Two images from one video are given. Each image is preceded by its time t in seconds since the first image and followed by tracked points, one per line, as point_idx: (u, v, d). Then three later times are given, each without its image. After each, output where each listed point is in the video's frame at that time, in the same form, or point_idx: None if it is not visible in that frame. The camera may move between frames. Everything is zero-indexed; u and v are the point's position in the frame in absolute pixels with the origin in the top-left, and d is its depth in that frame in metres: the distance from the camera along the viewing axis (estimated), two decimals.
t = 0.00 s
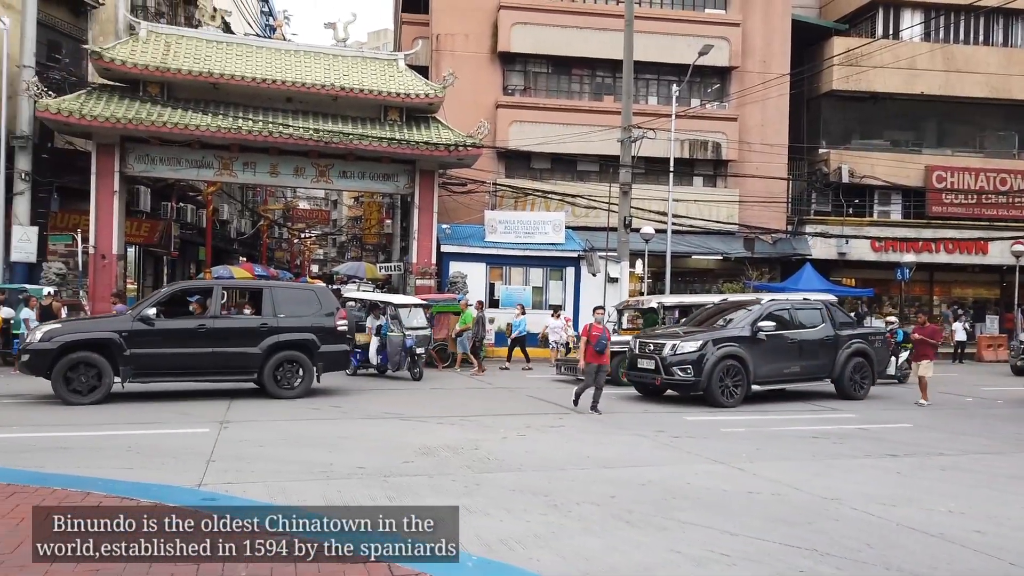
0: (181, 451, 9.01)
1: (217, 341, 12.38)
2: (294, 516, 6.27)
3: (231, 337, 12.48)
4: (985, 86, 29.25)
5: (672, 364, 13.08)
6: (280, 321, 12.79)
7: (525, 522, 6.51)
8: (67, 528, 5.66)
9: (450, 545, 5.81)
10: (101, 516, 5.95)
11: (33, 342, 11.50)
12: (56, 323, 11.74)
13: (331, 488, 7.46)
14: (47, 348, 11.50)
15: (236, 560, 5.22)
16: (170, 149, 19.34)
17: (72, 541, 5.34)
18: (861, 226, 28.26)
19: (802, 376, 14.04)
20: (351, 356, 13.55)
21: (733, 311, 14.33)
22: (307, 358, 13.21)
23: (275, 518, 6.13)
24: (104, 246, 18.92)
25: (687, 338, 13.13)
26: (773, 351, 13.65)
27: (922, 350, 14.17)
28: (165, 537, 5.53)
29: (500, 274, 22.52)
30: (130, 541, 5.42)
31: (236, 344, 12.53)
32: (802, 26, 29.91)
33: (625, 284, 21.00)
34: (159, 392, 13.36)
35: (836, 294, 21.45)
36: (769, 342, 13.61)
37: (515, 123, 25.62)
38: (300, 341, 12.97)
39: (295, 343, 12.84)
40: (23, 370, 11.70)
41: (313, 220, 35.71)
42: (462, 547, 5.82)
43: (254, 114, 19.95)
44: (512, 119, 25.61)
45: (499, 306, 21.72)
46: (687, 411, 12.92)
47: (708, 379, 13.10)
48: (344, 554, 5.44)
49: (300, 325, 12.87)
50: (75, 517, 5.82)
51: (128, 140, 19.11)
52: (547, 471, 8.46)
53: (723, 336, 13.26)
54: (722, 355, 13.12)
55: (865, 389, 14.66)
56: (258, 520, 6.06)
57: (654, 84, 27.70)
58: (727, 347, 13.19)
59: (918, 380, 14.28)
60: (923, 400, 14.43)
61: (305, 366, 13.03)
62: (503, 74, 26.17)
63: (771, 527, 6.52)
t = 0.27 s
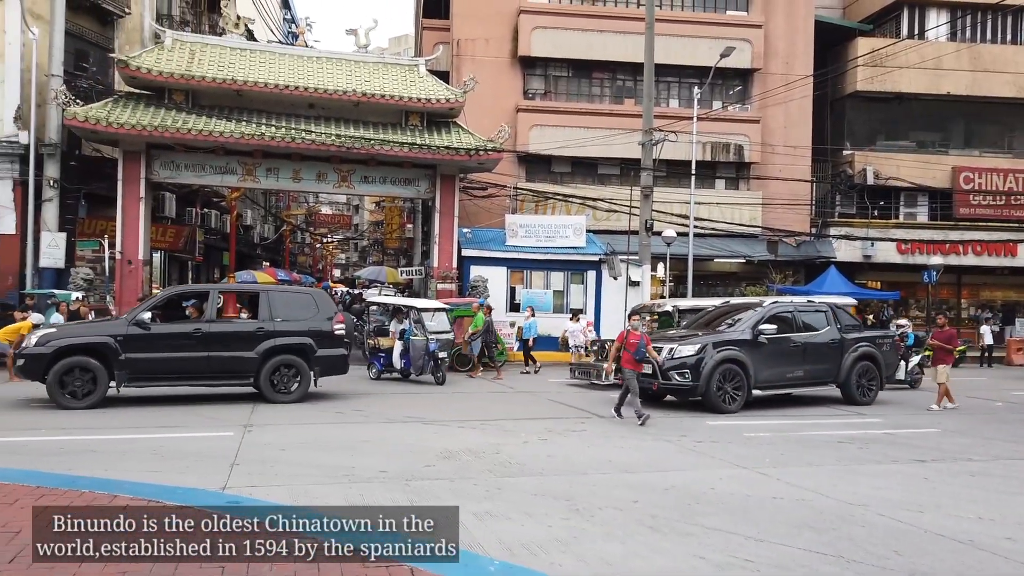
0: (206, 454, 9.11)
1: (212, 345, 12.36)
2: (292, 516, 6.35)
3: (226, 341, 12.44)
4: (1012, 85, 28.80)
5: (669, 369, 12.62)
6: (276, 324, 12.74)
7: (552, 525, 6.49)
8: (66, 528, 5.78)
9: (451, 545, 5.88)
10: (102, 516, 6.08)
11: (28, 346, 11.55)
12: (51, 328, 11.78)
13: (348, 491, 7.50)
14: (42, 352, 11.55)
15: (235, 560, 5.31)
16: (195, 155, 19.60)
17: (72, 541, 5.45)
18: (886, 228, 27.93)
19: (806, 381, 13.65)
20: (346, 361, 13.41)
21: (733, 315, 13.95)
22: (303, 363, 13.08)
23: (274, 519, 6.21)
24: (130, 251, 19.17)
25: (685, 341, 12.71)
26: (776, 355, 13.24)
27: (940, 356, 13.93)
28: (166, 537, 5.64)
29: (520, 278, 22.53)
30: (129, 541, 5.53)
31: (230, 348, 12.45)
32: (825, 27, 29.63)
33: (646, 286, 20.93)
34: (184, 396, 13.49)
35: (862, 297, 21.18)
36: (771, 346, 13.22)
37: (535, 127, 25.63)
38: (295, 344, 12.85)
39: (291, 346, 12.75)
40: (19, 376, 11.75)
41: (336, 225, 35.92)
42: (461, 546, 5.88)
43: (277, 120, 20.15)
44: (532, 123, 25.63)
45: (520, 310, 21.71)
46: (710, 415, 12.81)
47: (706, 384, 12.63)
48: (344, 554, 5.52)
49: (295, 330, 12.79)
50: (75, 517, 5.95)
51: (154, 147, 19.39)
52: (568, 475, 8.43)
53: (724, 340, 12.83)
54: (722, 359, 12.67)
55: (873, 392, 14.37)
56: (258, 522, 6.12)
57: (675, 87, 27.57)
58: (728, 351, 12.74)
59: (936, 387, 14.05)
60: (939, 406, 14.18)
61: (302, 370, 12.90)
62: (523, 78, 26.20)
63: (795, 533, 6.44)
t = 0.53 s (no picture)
0: (230, 458, 9.18)
1: (208, 350, 12.25)
2: (290, 516, 6.47)
3: (222, 346, 12.33)
4: None
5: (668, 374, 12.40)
6: (273, 329, 12.64)
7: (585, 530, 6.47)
8: (65, 528, 5.87)
9: (451, 545, 5.96)
10: (101, 516, 6.15)
11: (23, 351, 11.49)
12: (46, 333, 11.71)
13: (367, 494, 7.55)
14: (37, 357, 11.48)
15: (235, 560, 5.36)
16: (221, 162, 19.81)
17: (72, 541, 5.52)
18: (914, 231, 27.57)
19: (811, 387, 13.37)
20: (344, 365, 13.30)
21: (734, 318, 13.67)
22: (300, 367, 12.98)
23: (275, 519, 6.29)
24: (157, 257, 19.42)
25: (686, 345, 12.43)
26: (778, 360, 12.97)
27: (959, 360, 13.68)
28: (165, 538, 5.68)
29: (543, 282, 22.53)
30: (129, 541, 5.58)
31: (225, 353, 12.34)
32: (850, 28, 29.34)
33: (669, 290, 20.84)
34: (209, 401, 13.61)
35: (889, 300, 20.93)
36: (773, 349, 12.95)
37: (557, 131, 25.62)
38: (292, 349, 12.76)
39: (288, 351, 12.66)
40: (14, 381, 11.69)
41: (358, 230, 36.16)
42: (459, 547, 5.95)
43: (301, 126, 20.32)
44: (554, 128, 25.63)
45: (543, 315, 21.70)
46: (735, 420, 12.70)
47: (706, 389, 12.37)
48: (343, 554, 5.56)
49: (291, 334, 12.67)
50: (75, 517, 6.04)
51: (180, 154, 19.61)
52: (591, 480, 8.40)
53: (723, 344, 12.58)
54: (721, 364, 12.43)
55: (880, 398, 14.04)
56: (258, 522, 6.17)
57: (698, 90, 27.42)
58: (728, 355, 12.50)
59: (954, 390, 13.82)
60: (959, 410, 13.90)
61: (300, 375, 12.81)
62: (545, 82, 26.20)
63: (823, 539, 6.36)
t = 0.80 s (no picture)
0: (259, 462, 9.26)
1: (206, 355, 12.13)
2: (288, 516, 6.57)
3: (220, 351, 12.19)
4: None
5: (671, 379, 12.04)
6: (272, 334, 12.44)
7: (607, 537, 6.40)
8: (64, 528, 5.95)
9: (450, 545, 6.02)
10: (101, 516, 6.23)
11: (22, 356, 11.53)
12: (46, 338, 11.75)
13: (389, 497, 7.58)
14: (35, 362, 11.51)
15: (235, 560, 5.42)
16: (250, 169, 20.05)
17: (72, 541, 5.58)
18: (948, 233, 27.09)
19: (821, 392, 12.91)
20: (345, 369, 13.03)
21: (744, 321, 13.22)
22: (301, 372, 12.77)
23: (274, 519, 6.34)
24: (188, 263, 19.70)
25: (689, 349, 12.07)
26: (786, 365, 12.47)
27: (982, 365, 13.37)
28: (165, 537, 5.75)
29: (570, 286, 22.48)
30: (130, 541, 5.65)
31: (222, 358, 12.20)
32: (881, 28, 28.94)
33: (697, 294, 20.66)
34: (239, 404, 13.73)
35: (922, 303, 20.56)
36: (780, 353, 12.47)
37: (584, 135, 25.58)
38: (291, 354, 12.55)
39: (287, 356, 12.45)
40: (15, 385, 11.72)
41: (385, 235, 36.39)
42: (459, 547, 6.01)
43: (329, 133, 20.51)
44: (580, 131, 25.59)
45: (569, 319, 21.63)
46: (765, 425, 12.54)
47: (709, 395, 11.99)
48: (343, 555, 5.60)
49: (289, 338, 12.46)
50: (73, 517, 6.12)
51: (211, 161, 19.88)
52: (619, 485, 8.34)
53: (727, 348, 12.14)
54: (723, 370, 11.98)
55: (895, 405, 13.65)
56: (258, 522, 6.25)
57: (725, 92, 27.20)
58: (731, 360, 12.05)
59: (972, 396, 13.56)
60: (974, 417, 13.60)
61: (299, 380, 12.60)
62: (571, 86, 26.18)
63: (856, 547, 6.25)
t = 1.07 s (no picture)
0: (287, 464, 9.33)
1: (203, 358, 12.18)
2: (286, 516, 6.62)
3: (218, 355, 12.25)
4: None
5: (671, 384, 11.87)
6: (270, 338, 12.50)
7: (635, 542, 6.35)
8: (63, 528, 6.04)
9: (448, 545, 6.07)
10: (100, 516, 6.33)
11: (20, 359, 11.48)
12: (44, 341, 11.71)
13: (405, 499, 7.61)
14: (33, 366, 11.46)
15: (234, 560, 5.49)
16: (279, 175, 20.27)
17: (72, 541, 5.66)
18: (983, 234, 26.59)
19: (829, 398, 12.65)
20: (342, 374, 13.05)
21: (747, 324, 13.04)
22: (299, 376, 12.81)
23: (274, 519, 6.38)
24: (218, 267, 19.94)
25: (689, 353, 11.90)
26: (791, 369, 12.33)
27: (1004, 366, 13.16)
28: (165, 537, 5.83)
29: (596, 289, 22.39)
30: (130, 541, 5.72)
31: (219, 362, 12.24)
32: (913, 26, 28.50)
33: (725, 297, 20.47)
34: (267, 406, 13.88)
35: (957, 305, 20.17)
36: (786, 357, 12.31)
37: (610, 138, 25.50)
38: (289, 358, 12.59)
39: (285, 360, 12.49)
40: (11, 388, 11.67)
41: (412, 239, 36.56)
42: (460, 547, 6.06)
43: (356, 138, 20.68)
44: (606, 134, 25.51)
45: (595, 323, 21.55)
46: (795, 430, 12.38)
47: (710, 399, 11.80)
48: (343, 554, 5.67)
49: (287, 342, 12.51)
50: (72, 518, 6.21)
51: (241, 167, 20.14)
52: (646, 490, 8.28)
53: (732, 351, 12.04)
54: (727, 372, 11.87)
55: (908, 410, 13.30)
56: (258, 522, 6.32)
57: (753, 93, 26.94)
58: (736, 363, 11.96)
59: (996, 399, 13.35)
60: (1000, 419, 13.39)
61: (297, 384, 12.63)
62: (597, 89, 26.12)
63: (890, 553, 6.13)
